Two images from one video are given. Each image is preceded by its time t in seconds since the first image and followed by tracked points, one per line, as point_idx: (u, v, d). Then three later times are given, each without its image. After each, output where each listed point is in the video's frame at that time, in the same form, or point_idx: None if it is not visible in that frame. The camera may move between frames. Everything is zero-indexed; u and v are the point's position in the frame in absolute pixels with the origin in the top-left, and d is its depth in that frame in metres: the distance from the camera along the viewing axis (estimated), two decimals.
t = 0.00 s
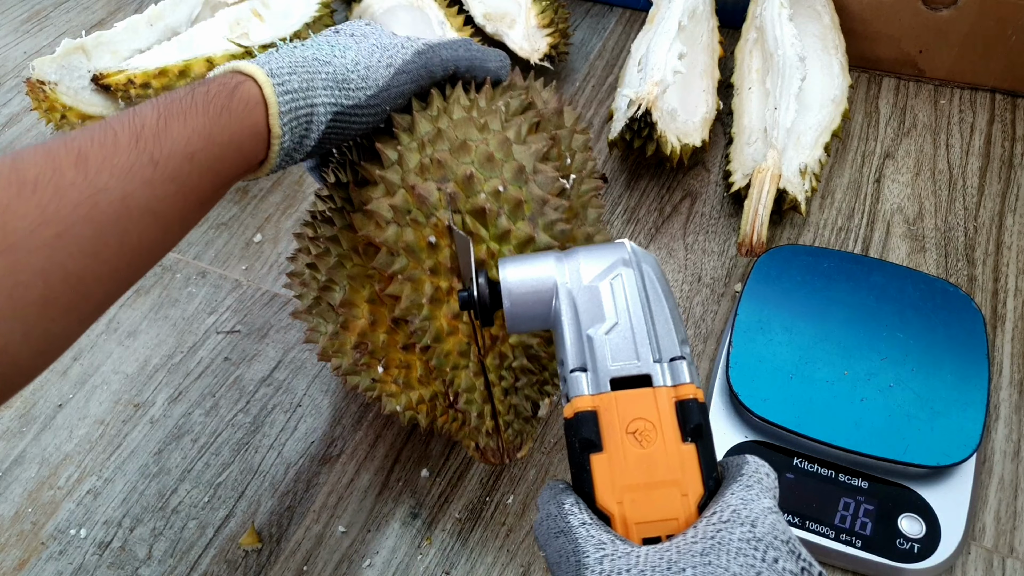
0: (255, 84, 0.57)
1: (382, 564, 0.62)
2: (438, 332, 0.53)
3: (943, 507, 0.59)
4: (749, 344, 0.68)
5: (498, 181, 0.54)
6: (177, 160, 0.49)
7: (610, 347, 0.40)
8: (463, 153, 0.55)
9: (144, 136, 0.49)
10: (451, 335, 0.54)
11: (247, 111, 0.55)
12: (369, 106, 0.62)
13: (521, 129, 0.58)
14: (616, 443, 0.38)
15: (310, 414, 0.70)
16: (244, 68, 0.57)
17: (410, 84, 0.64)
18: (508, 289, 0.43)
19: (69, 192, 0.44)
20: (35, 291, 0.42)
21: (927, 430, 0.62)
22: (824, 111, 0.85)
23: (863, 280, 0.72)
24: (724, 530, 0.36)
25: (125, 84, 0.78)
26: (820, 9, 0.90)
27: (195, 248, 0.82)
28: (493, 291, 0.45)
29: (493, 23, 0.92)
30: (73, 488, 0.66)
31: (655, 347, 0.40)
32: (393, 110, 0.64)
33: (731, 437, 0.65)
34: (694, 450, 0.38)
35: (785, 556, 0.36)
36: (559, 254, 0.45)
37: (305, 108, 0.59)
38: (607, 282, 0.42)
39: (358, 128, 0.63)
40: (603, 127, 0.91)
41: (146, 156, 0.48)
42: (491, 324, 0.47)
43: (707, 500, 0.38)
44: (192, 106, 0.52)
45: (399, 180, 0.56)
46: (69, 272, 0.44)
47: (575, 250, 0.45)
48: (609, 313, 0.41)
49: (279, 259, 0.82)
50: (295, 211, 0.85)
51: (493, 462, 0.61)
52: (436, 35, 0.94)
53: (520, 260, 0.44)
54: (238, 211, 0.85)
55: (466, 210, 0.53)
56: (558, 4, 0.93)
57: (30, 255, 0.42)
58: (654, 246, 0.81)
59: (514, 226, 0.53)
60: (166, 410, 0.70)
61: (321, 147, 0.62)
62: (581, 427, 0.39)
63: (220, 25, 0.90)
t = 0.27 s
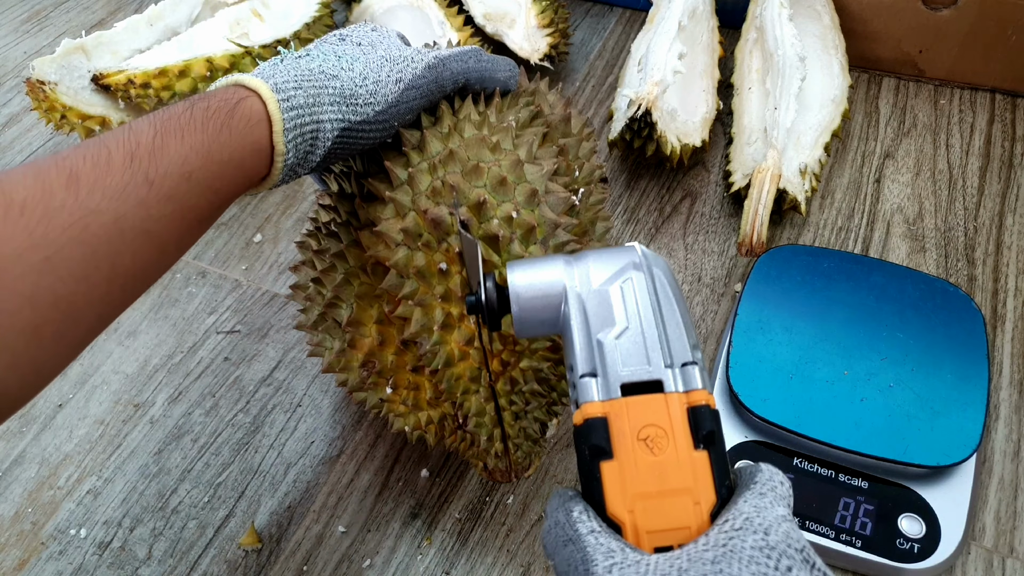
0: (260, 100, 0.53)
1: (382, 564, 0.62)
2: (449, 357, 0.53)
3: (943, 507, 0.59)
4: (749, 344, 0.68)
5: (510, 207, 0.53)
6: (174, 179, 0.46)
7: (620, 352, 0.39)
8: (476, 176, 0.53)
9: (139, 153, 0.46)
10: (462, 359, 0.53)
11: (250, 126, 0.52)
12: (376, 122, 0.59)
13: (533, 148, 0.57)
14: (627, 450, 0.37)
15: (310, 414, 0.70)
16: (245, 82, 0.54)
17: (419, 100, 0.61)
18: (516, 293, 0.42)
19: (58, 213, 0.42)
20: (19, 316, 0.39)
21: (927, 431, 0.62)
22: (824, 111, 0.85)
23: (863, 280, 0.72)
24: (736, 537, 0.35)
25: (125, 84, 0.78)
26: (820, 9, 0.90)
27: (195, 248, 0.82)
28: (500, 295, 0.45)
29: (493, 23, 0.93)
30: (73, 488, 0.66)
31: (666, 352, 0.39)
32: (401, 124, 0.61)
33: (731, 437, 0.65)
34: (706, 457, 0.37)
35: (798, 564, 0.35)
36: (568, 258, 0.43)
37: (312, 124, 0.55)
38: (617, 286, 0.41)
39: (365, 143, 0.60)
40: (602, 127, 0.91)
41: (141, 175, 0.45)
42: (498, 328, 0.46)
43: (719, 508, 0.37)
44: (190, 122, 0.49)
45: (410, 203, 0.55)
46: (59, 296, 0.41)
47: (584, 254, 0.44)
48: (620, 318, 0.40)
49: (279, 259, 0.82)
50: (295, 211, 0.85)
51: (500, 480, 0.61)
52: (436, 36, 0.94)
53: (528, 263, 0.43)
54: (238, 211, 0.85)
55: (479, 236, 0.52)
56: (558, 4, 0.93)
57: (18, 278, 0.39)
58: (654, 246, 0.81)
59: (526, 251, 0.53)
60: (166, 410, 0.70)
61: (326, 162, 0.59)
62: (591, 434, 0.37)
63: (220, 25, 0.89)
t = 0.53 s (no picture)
0: (261, 111, 0.53)
1: (382, 564, 0.62)
2: (454, 372, 0.52)
3: (943, 507, 0.59)
4: (750, 344, 0.68)
5: (517, 222, 0.53)
6: (170, 195, 0.46)
7: (627, 361, 0.38)
8: (482, 191, 0.53)
9: (134, 169, 0.45)
10: (467, 375, 0.53)
11: (249, 140, 0.51)
12: (381, 134, 0.59)
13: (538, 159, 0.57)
14: (633, 460, 0.36)
15: (310, 414, 0.70)
16: (245, 91, 0.53)
17: (425, 111, 0.60)
18: (521, 302, 0.41)
19: (50, 231, 0.41)
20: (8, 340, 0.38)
21: (927, 430, 0.62)
22: (824, 111, 0.85)
23: (863, 280, 0.72)
24: (745, 548, 0.34)
25: (125, 84, 0.78)
26: (820, 9, 0.90)
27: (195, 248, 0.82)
28: (505, 305, 0.43)
29: (493, 23, 0.93)
30: (73, 488, 0.66)
31: (674, 361, 0.39)
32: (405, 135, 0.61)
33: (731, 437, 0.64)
34: (714, 468, 0.36)
35: None
36: (573, 265, 0.42)
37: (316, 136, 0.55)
38: (623, 294, 0.40)
39: (369, 154, 0.60)
40: (602, 127, 0.91)
41: (136, 191, 0.44)
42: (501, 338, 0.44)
43: (729, 521, 0.37)
44: (187, 136, 0.49)
45: (416, 217, 0.54)
46: (51, 318, 0.40)
47: (590, 262, 0.43)
48: (626, 327, 0.39)
49: (279, 259, 0.82)
50: (295, 210, 0.85)
51: (504, 491, 0.62)
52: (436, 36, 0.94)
53: (533, 271, 0.42)
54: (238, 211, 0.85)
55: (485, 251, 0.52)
56: (558, 4, 0.93)
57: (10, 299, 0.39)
58: (654, 246, 0.81)
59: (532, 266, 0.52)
60: (166, 410, 0.70)
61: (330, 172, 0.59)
62: (596, 443, 0.37)
63: (220, 26, 0.89)
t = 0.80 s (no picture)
0: (264, 118, 0.53)
1: (382, 564, 0.62)
2: (461, 382, 0.52)
3: (943, 507, 0.59)
4: (750, 344, 0.68)
5: (525, 232, 0.53)
6: (170, 203, 0.46)
7: (631, 362, 0.38)
8: (490, 201, 0.53)
9: (134, 175, 0.45)
10: (474, 384, 0.53)
11: (252, 147, 0.51)
12: (385, 142, 0.59)
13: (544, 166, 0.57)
14: (636, 463, 0.36)
15: (310, 414, 0.70)
16: (248, 97, 0.53)
17: (430, 118, 0.60)
18: (524, 300, 0.40)
19: (48, 238, 0.41)
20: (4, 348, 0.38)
21: (927, 430, 0.62)
22: (824, 111, 0.85)
23: (863, 279, 0.72)
24: (745, 552, 0.34)
25: (125, 84, 0.78)
26: (820, 9, 0.90)
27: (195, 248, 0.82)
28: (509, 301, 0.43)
29: (493, 23, 0.93)
30: (73, 488, 0.66)
31: (678, 362, 0.38)
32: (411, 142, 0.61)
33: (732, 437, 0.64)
34: (716, 470, 0.36)
35: None
36: (578, 263, 0.42)
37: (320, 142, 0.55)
38: (628, 293, 0.40)
39: (373, 160, 0.59)
40: (603, 127, 0.91)
41: (135, 198, 0.44)
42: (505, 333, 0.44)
43: (729, 521, 0.37)
44: (188, 143, 0.49)
45: (421, 226, 0.54)
46: (47, 324, 0.40)
47: (595, 259, 0.42)
48: (630, 327, 0.39)
49: (279, 259, 0.82)
50: (295, 211, 0.85)
51: (507, 501, 0.60)
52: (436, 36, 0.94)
53: (537, 268, 0.42)
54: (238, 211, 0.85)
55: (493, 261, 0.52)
56: (558, 4, 0.93)
57: (7, 305, 0.39)
58: (654, 246, 0.81)
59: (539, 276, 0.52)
60: (166, 410, 0.71)
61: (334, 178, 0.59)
62: (599, 446, 0.37)
63: (220, 25, 0.89)
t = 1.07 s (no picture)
0: (264, 116, 0.55)
1: (382, 564, 0.62)
2: (453, 376, 0.52)
3: (942, 507, 0.59)
4: (749, 344, 0.68)
5: (520, 225, 0.52)
6: (174, 199, 0.46)
7: (620, 347, 0.38)
8: (484, 194, 0.53)
9: (139, 172, 0.45)
10: (466, 379, 0.53)
11: (254, 145, 0.53)
12: (384, 138, 0.58)
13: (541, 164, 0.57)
14: (626, 446, 0.36)
15: (310, 413, 0.70)
16: (251, 99, 0.55)
17: (428, 114, 0.59)
18: (515, 286, 0.41)
19: (55, 233, 0.41)
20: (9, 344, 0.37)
21: (927, 430, 0.62)
22: (824, 111, 0.85)
23: (863, 279, 0.72)
24: (735, 532, 0.35)
25: (125, 84, 0.78)
26: (820, 9, 0.90)
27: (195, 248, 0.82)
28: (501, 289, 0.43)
29: (494, 23, 0.93)
30: (73, 488, 0.66)
31: (668, 347, 0.38)
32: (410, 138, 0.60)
33: (731, 437, 0.65)
34: (706, 452, 0.36)
35: (796, 560, 0.35)
36: (569, 250, 0.42)
37: (320, 140, 0.57)
38: (618, 280, 0.40)
39: (372, 159, 0.59)
40: (602, 127, 0.91)
41: (140, 194, 0.44)
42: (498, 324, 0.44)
43: (718, 503, 0.37)
44: (191, 141, 0.49)
45: (417, 219, 0.54)
46: (54, 319, 0.39)
47: (586, 246, 0.42)
48: (620, 312, 0.39)
49: (279, 259, 0.82)
50: (295, 211, 0.85)
51: (501, 501, 0.60)
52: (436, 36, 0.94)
53: (528, 255, 0.42)
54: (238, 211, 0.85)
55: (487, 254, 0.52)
56: (558, 4, 0.93)
57: (13, 298, 0.38)
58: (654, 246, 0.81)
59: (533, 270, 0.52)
60: (166, 410, 0.71)
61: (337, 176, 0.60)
62: (590, 430, 0.37)
63: (220, 25, 0.89)
